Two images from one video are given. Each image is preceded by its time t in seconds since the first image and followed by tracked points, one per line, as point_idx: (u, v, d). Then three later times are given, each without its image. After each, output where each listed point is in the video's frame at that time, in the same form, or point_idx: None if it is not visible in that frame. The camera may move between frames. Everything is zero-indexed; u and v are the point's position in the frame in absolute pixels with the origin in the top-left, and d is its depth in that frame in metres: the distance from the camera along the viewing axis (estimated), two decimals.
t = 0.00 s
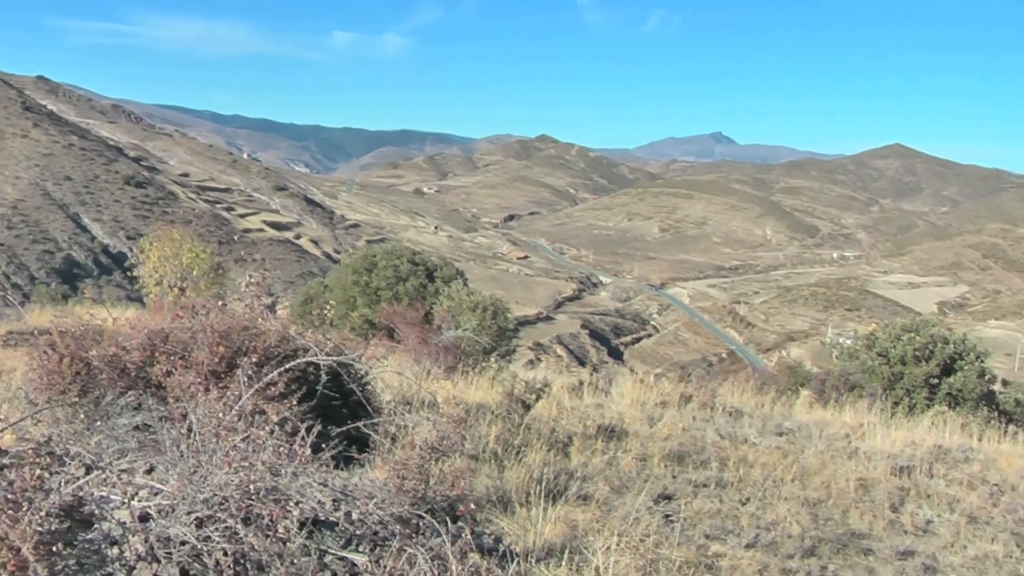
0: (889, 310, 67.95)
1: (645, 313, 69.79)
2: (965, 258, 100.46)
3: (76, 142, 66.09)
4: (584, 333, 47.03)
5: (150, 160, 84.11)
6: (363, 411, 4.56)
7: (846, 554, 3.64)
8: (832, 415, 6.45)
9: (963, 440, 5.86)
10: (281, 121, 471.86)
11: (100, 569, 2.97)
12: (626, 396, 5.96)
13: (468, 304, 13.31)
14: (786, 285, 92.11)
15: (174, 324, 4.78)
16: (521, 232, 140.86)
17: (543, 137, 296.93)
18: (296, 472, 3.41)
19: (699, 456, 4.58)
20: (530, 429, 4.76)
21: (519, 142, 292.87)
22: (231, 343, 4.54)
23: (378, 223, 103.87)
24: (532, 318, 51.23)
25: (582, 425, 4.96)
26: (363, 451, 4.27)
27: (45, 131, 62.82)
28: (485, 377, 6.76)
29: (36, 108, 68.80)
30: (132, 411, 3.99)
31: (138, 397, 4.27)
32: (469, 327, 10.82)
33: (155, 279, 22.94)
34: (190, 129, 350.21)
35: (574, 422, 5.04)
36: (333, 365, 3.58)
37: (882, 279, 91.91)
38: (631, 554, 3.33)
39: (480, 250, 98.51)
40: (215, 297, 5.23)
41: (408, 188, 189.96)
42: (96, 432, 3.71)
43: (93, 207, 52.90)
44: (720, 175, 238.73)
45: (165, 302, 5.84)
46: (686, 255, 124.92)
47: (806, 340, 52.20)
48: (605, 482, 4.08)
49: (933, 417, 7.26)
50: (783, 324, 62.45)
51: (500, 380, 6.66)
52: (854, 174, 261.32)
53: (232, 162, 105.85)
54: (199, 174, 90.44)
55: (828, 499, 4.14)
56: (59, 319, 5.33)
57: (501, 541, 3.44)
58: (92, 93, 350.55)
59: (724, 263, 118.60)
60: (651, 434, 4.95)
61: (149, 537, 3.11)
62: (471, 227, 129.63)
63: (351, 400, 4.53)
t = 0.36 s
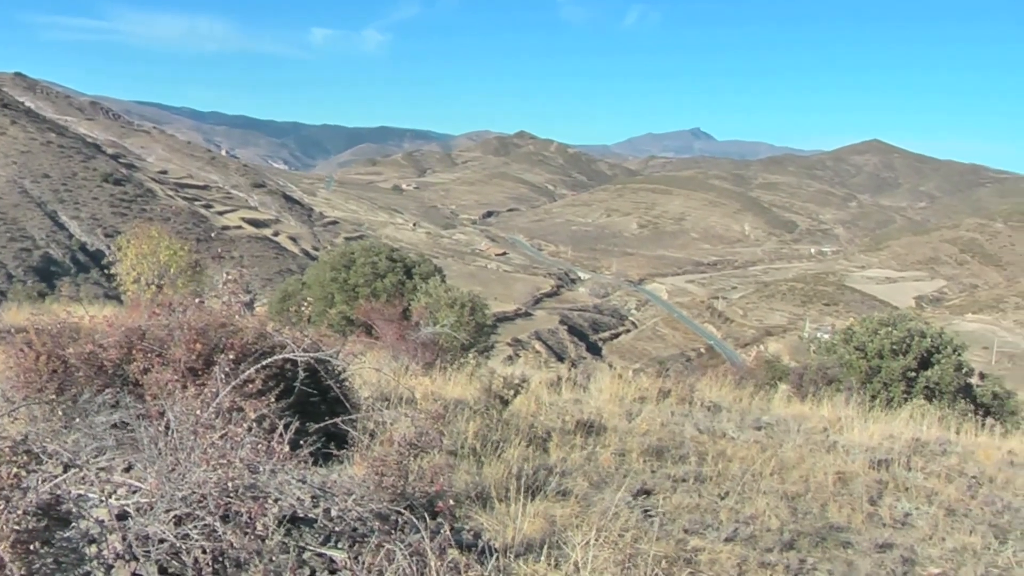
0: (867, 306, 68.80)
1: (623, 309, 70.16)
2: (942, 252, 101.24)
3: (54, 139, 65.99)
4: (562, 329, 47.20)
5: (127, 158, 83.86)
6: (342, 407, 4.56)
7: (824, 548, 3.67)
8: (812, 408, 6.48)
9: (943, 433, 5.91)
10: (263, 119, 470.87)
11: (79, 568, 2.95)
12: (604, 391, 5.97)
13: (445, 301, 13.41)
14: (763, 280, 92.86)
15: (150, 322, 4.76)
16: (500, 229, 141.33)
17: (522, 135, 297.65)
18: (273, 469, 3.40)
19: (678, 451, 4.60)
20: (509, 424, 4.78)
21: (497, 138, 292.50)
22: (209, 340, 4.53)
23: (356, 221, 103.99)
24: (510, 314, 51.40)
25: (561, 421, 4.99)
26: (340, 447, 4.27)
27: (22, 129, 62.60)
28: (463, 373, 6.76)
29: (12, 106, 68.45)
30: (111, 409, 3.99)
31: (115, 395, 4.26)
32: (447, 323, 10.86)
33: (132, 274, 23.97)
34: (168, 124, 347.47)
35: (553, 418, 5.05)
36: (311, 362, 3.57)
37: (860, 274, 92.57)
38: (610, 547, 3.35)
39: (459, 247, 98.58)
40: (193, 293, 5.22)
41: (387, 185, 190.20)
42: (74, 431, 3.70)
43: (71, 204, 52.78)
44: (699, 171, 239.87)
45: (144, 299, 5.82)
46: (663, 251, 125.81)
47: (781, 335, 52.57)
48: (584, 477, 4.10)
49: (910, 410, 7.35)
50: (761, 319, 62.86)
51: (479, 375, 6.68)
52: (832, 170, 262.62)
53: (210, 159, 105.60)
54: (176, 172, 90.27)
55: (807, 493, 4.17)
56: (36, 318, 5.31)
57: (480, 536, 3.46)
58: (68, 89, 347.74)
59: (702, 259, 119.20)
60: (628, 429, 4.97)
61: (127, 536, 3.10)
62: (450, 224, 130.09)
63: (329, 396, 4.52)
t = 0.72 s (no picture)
0: (842, 303, 69.43)
1: (600, 306, 70.53)
2: (918, 249, 102.16)
3: (28, 137, 65.81)
4: (538, 326, 47.55)
5: (102, 155, 83.47)
6: (317, 405, 4.57)
7: (798, 542, 3.70)
8: (786, 405, 6.55)
9: (915, 428, 6.01)
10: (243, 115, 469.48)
11: (53, 566, 2.93)
12: (580, 388, 6.00)
13: (421, 298, 13.72)
14: (739, 277, 93.69)
15: (125, 320, 4.75)
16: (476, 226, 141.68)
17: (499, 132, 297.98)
18: (247, 467, 3.41)
19: (653, 448, 4.63)
20: (484, 422, 4.80)
21: (471, 136, 291.89)
22: (184, 338, 4.54)
23: (333, 218, 104.13)
24: (488, 312, 51.56)
25: (535, 418, 5.01)
26: (316, 445, 4.30)
27: None
28: (438, 370, 6.78)
29: None
30: (86, 409, 3.99)
31: (91, 394, 4.26)
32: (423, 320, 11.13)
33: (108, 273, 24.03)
34: (144, 120, 343.93)
35: (528, 415, 5.08)
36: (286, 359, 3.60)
37: (835, 272, 93.43)
38: (584, 545, 3.38)
39: (436, 245, 98.67)
40: (169, 292, 5.21)
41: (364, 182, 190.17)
42: (51, 430, 3.70)
43: (46, 202, 52.61)
44: (676, 168, 240.72)
45: (121, 296, 5.80)
46: (639, 248, 126.54)
47: (757, 333, 53.06)
48: (559, 474, 4.14)
49: (882, 405, 7.49)
50: (737, 316, 63.67)
51: (455, 373, 6.71)
52: (808, 167, 264.54)
53: (185, 156, 105.24)
54: (152, 171, 90.07)
55: (782, 489, 4.20)
56: (10, 316, 5.28)
57: (455, 535, 3.48)
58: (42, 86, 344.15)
59: (679, 256, 119.88)
60: (603, 426, 5.00)
61: (101, 535, 3.09)
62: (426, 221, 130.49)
63: (304, 394, 4.54)
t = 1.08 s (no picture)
0: (819, 301, 69.75)
1: (577, 305, 70.80)
2: (894, 247, 102.82)
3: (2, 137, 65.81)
4: (516, 326, 47.77)
5: (79, 154, 83.19)
6: (294, 406, 4.60)
7: (775, 539, 3.73)
8: (763, 403, 6.59)
9: (891, 425, 6.07)
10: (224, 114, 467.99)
11: (29, 568, 2.91)
12: (557, 387, 6.04)
13: (398, 298, 14.31)
14: (716, 276, 94.10)
15: (102, 321, 4.75)
16: (454, 225, 141.86)
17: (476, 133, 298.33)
18: (225, 468, 3.42)
19: (632, 446, 4.67)
20: (461, 421, 4.82)
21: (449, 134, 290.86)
22: (161, 338, 4.55)
23: (310, 218, 104.11)
24: (466, 312, 51.70)
25: (513, 417, 5.04)
26: (293, 445, 4.32)
27: None
28: (415, 370, 6.80)
29: None
30: (62, 409, 4.00)
31: (66, 394, 4.25)
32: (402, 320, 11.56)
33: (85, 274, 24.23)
34: (122, 117, 341.80)
35: (506, 415, 5.11)
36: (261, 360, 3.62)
37: (812, 271, 93.78)
38: (560, 543, 3.40)
39: (413, 244, 98.65)
40: (146, 291, 5.20)
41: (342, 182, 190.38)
42: (26, 430, 3.70)
43: (22, 203, 52.56)
44: (654, 167, 241.14)
45: (98, 295, 5.77)
46: (617, 247, 127.12)
47: (735, 331, 53.22)
48: (537, 473, 4.16)
49: (859, 403, 7.56)
50: (714, 315, 64.02)
51: (431, 372, 6.74)
52: (785, 166, 266.16)
53: (163, 156, 105.13)
54: (129, 170, 90.02)
55: (759, 485, 4.25)
56: None
57: (432, 533, 3.50)
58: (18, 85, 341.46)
59: (656, 255, 120.37)
60: (581, 424, 5.04)
61: (78, 536, 3.09)
62: (403, 221, 130.59)
63: (282, 395, 4.56)
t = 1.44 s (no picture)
0: (797, 301, 69.96)
1: (555, 303, 71.01)
2: (873, 247, 103.21)
3: None
4: (496, 324, 47.96)
5: (58, 152, 82.94)
6: (273, 405, 4.64)
7: (753, 538, 3.75)
8: (739, 402, 6.67)
9: (869, 425, 6.14)
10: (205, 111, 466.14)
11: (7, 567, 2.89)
12: (536, 387, 6.10)
13: (377, 297, 14.31)
14: (695, 275, 94.47)
15: (80, 319, 4.75)
16: (433, 224, 142.00)
17: (456, 132, 298.13)
18: (202, 467, 3.43)
19: (609, 446, 4.73)
20: (439, 420, 4.87)
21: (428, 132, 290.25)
22: (138, 337, 4.55)
23: (289, 216, 104.02)
24: (444, 310, 51.95)
25: (492, 417, 5.09)
26: (272, 444, 4.37)
27: None
28: (395, 369, 6.84)
29: None
30: (41, 407, 4.00)
31: (44, 393, 4.25)
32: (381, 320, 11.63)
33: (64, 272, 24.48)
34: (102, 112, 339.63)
35: (485, 414, 5.16)
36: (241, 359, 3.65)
37: (791, 270, 93.96)
38: (538, 542, 3.42)
39: (392, 243, 98.57)
40: (124, 290, 5.20)
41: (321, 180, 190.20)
42: (4, 429, 3.70)
43: None
44: (634, 167, 241.45)
45: (76, 293, 5.78)
46: (596, 245, 127.48)
47: (713, 330, 53.35)
48: (516, 472, 4.21)
49: (836, 402, 7.66)
50: (693, 314, 64.28)
51: (410, 370, 6.81)
52: (762, 167, 267.38)
53: (142, 155, 105.06)
54: (108, 169, 90.01)
55: (737, 484, 4.29)
56: None
57: (410, 532, 3.51)
58: None
59: (635, 254, 120.77)
60: (559, 424, 5.11)
61: (56, 536, 3.05)
62: (382, 219, 130.67)
63: (260, 393, 4.60)
